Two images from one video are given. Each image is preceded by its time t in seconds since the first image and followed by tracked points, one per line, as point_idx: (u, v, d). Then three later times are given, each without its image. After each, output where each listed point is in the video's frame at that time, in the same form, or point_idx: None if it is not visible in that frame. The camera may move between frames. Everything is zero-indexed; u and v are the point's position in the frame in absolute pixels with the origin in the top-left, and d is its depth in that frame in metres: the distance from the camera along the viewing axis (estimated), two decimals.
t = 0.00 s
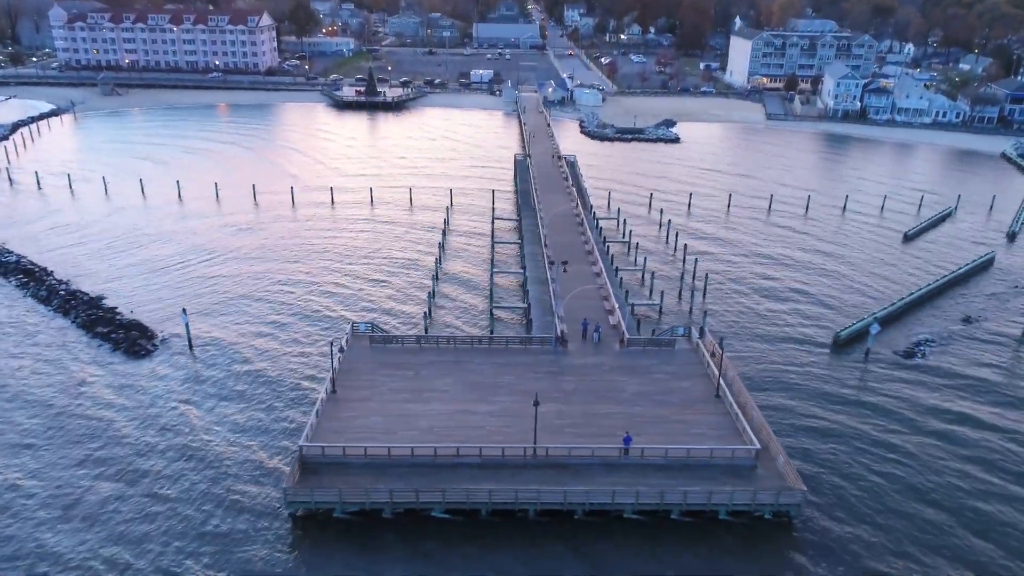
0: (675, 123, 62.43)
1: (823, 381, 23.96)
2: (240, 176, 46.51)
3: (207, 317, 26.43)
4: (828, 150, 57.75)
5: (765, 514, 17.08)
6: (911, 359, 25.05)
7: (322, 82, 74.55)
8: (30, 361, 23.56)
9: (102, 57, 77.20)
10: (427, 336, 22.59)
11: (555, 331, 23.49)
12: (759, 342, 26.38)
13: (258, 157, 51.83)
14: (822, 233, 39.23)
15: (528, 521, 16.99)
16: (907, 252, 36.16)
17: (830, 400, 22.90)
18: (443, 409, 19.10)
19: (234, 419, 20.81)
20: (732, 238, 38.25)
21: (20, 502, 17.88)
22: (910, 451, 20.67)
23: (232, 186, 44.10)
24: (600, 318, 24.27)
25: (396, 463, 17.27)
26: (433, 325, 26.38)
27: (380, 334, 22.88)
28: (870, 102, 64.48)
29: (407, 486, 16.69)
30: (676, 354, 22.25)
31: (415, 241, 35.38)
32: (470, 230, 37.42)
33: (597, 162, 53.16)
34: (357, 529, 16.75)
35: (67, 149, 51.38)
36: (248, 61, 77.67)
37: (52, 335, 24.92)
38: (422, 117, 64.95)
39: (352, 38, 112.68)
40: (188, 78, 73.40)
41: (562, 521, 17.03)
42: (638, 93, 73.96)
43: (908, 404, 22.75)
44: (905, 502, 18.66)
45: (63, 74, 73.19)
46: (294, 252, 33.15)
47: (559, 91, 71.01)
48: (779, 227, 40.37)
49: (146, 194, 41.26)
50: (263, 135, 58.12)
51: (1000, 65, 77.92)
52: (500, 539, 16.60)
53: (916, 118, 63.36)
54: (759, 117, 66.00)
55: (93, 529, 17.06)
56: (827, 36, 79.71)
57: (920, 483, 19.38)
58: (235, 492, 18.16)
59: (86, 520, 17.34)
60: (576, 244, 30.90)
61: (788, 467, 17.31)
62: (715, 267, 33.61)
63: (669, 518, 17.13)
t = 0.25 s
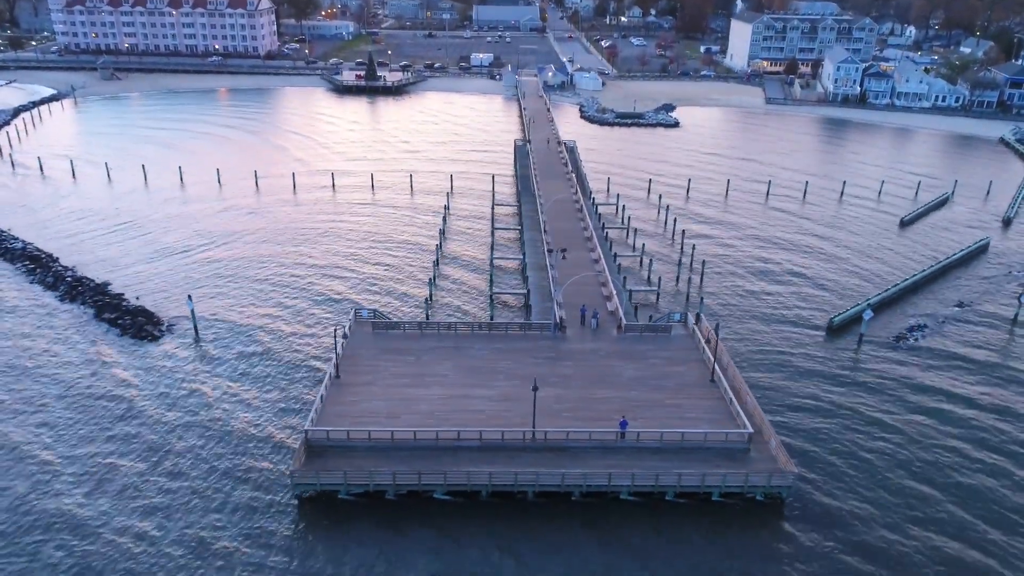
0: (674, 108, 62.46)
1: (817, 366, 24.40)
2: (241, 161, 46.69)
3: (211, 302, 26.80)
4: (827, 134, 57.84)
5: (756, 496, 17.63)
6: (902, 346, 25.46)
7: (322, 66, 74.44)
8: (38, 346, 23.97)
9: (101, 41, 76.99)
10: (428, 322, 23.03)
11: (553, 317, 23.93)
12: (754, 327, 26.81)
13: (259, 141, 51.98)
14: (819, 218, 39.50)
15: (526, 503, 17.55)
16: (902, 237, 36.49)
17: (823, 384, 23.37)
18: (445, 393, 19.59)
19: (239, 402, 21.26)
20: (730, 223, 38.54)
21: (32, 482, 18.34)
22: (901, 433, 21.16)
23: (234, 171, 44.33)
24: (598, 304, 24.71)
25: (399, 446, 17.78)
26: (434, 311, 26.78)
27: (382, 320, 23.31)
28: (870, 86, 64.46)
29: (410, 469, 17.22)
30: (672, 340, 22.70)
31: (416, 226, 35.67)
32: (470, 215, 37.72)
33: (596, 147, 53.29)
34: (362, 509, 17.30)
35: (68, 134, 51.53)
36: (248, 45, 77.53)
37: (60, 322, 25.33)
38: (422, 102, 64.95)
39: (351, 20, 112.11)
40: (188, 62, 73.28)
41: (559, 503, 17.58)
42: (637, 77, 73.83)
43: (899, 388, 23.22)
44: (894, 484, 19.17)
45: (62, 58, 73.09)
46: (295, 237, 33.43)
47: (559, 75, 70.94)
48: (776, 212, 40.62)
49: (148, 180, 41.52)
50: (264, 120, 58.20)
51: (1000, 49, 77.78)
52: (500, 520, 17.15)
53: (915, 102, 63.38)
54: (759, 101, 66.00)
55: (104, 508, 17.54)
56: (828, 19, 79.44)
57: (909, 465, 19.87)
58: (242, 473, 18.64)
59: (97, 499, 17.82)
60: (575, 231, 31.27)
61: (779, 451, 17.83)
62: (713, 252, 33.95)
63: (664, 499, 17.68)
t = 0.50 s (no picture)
0: (674, 106, 62.84)
1: (812, 364, 24.89)
2: (244, 160, 47.15)
3: (217, 300, 27.30)
4: (826, 132, 58.20)
5: (750, 491, 18.17)
6: (896, 345, 25.91)
7: (324, 64, 74.78)
8: (50, 343, 24.51)
9: (103, 38, 77.36)
10: (431, 321, 23.55)
11: (553, 316, 24.45)
12: (750, 326, 27.31)
13: (262, 140, 52.44)
14: (817, 216, 39.94)
15: (527, 497, 18.09)
16: (898, 236, 36.93)
17: (817, 382, 23.86)
18: (447, 391, 20.12)
19: (247, 399, 21.78)
20: (728, 221, 38.99)
21: (46, 476, 18.86)
22: (893, 430, 21.67)
23: (238, 170, 44.79)
24: (597, 303, 25.22)
25: (403, 442, 18.32)
26: (436, 309, 27.27)
27: (386, 319, 23.83)
28: (869, 84, 64.78)
29: (414, 464, 17.77)
30: (669, 338, 23.21)
31: (418, 224, 36.16)
32: (471, 213, 38.20)
33: (596, 145, 53.69)
34: (367, 504, 17.86)
35: (73, 132, 52.02)
36: (250, 42, 77.92)
37: (70, 320, 25.84)
38: (424, 99, 65.34)
39: (352, 17, 112.32)
40: (190, 60, 73.67)
41: (559, 497, 18.12)
42: (638, 74, 74.17)
43: (892, 386, 23.72)
44: (885, 479, 19.68)
45: (65, 55, 73.47)
46: (299, 235, 33.92)
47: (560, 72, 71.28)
48: (774, 211, 41.06)
49: (153, 179, 42.02)
50: (266, 118, 58.63)
51: (999, 46, 78.07)
52: (501, 514, 17.69)
53: (914, 100, 63.71)
54: (758, 99, 66.34)
55: (117, 502, 18.06)
56: (828, 17, 79.71)
57: (900, 461, 20.38)
58: (250, 468, 19.17)
59: (110, 493, 18.34)
60: (574, 230, 31.76)
61: (772, 447, 18.37)
62: (711, 251, 34.44)
63: (660, 494, 18.21)
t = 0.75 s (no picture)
0: (676, 109, 63.25)
1: (811, 365, 25.28)
2: (251, 162, 47.70)
3: (225, 302, 27.80)
4: (827, 135, 58.55)
5: (748, 491, 18.59)
6: (894, 347, 26.27)
7: (329, 66, 75.38)
8: (63, 344, 25.04)
9: (110, 40, 78.02)
10: (436, 324, 24.05)
11: (556, 319, 24.91)
12: (750, 328, 27.68)
13: (267, 142, 52.98)
14: (817, 220, 40.31)
15: (529, 497, 18.54)
16: (898, 239, 37.29)
17: (816, 383, 24.24)
18: (452, 392, 20.61)
19: (255, 399, 22.27)
20: (729, 224, 39.37)
21: (60, 474, 19.33)
22: (889, 430, 22.03)
23: (245, 172, 45.34)
24: (599, 306, 25.69)
25: (409, 442, 18.81)
26: (440, 311, 27.72)
27: (392, 321, 24.34)
28: (870, 87, 65.10)
29: (420, 464, 18.25)
30: (670, 341, 23.67)
31: (422, 227, 36.61)
32: (475, 216, 38.67)
33: (599, 148, 54.11)
34: (374, 502, 18.32)
35: (82, 135, 52.64)
36: (256, 45, 78.59)
37: (82, 321, 26.37)
38: (428, 102, 65.85)
39: (357, 18, 112.91)
40: (196, 62, 74.32)
41: (561, 497, 18.59)
42: (640, 77, 74.57)
43: (889, 388, 24.08)
44: (882, 479, 20.06)
45: (73, 57, 74.11)
46: (305, 238, 34.44)
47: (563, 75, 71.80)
48: (775, 213, 41.41)
49: (162, 182, 42.60)
50: (272, 120, 59.18)
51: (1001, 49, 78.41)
52: (505, 513, 18.14)
53: (915, 103, 64.04)
54: (760, 102, 66.73)
55: (130, 499, 18.53)
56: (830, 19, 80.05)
57: (897, 461, 20.75)
58: (260, 467, 19.63)
59: (123, 490, 18.80)
60: (577, 234, 32.25)
61: (770, 448, 18.80)
62: (711, 254, 34.83)
63: (660, 494, 18.64)
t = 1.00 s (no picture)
0: (679, 111, 63.74)
1: (809, 366, 25.73)
2: (259, 164, 48.35)
3: (235, 303, 28.41)
4: (829, 138, 58.96)
5: (746, 489, 19.12)
6: (892, 349, 26.71)
7: (335, 68, 76.06)
8: (77, 344, 25.68)
9: (119, 43, 78.84)
10: (442, 325, 24.63)
11: (560, 321, 25.47)
12: (750, 329, 28.13)
13: (275, 143, 53.66)
14: (818, 222, 40.73)
15: (533, 494, 19.10)
16: (898, 242, 37.71)
17: (814, 384, 24.69)
18: (458, 393, 21.20)
19: (266, 399, 22.86)
20: (731, 226, 39.81)
21: (77, 470, 19.93)
22: (886, 429, 22.46)
23: (253, 174, 46.00)
24: (601, 309, 26.26)
25: (417, 441, 19.39)
26: (446, 313, 28.29)
27: (399, 323, 24.92)
28: (873, 90, 65.48)
29: (427, 462, 18.83)
30: (671, 343, 24.20)
31: (428, 229, 37.18)
32: (480, 219, 39.21)
33: (603, 150, 54.63)
34: (383, 499, 18.91)
35: (92, 137, 53.40)
36: (262, 47, 79.38)
37: (97, 322, 27.02)
38: (433, 104, 66.47)
39: (362, 20, 113.65)
40: (204, 64, 75.09)
41: (564, 495, 19.15)
42: (644, 79, 75.06)
43: (887, 387, 24.50)
44: (878, 477, 20.51)
45: (82, 59, 74.95)
46: (313, 240, 35.04)
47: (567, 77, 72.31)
48: (776, 216, 41.84)
49: (172, 184, 43.30)
50: (279, 122, 59.86)
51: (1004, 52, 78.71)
52: (509, 510, 18.70)
53: (917, 106, 64.43)
54: (763, 104, 67.17)
55: (145, 494, 19.11)
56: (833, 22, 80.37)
57: (893, 459, 21.19)
58: (271, 464, 20.22)
59: (139, 486, 19.39)
60: (580, 237, 32.81)
61: (767, 447, 19.32)
62: (713, 256, 35.30)
63: (660, 492, 19.18)
